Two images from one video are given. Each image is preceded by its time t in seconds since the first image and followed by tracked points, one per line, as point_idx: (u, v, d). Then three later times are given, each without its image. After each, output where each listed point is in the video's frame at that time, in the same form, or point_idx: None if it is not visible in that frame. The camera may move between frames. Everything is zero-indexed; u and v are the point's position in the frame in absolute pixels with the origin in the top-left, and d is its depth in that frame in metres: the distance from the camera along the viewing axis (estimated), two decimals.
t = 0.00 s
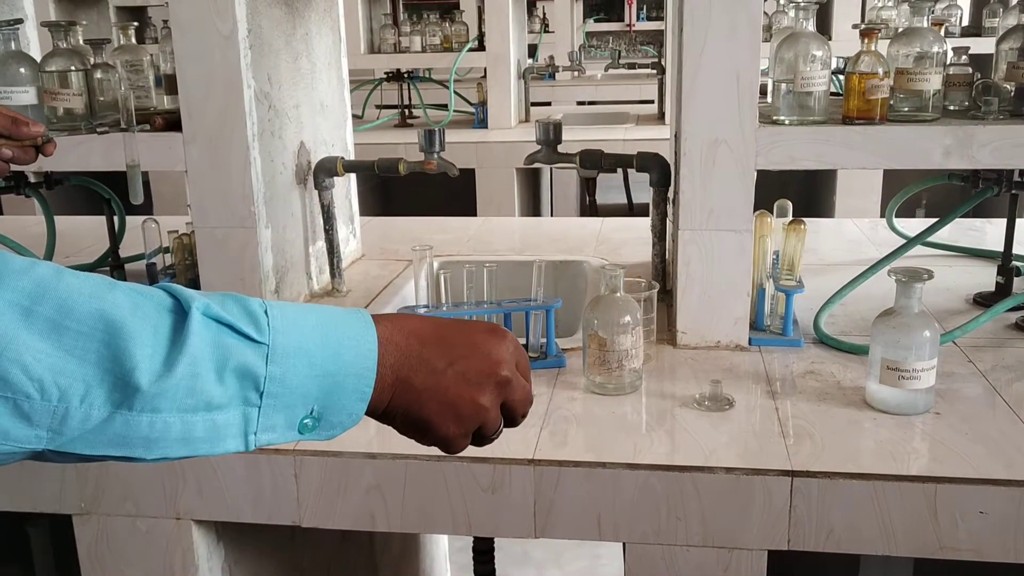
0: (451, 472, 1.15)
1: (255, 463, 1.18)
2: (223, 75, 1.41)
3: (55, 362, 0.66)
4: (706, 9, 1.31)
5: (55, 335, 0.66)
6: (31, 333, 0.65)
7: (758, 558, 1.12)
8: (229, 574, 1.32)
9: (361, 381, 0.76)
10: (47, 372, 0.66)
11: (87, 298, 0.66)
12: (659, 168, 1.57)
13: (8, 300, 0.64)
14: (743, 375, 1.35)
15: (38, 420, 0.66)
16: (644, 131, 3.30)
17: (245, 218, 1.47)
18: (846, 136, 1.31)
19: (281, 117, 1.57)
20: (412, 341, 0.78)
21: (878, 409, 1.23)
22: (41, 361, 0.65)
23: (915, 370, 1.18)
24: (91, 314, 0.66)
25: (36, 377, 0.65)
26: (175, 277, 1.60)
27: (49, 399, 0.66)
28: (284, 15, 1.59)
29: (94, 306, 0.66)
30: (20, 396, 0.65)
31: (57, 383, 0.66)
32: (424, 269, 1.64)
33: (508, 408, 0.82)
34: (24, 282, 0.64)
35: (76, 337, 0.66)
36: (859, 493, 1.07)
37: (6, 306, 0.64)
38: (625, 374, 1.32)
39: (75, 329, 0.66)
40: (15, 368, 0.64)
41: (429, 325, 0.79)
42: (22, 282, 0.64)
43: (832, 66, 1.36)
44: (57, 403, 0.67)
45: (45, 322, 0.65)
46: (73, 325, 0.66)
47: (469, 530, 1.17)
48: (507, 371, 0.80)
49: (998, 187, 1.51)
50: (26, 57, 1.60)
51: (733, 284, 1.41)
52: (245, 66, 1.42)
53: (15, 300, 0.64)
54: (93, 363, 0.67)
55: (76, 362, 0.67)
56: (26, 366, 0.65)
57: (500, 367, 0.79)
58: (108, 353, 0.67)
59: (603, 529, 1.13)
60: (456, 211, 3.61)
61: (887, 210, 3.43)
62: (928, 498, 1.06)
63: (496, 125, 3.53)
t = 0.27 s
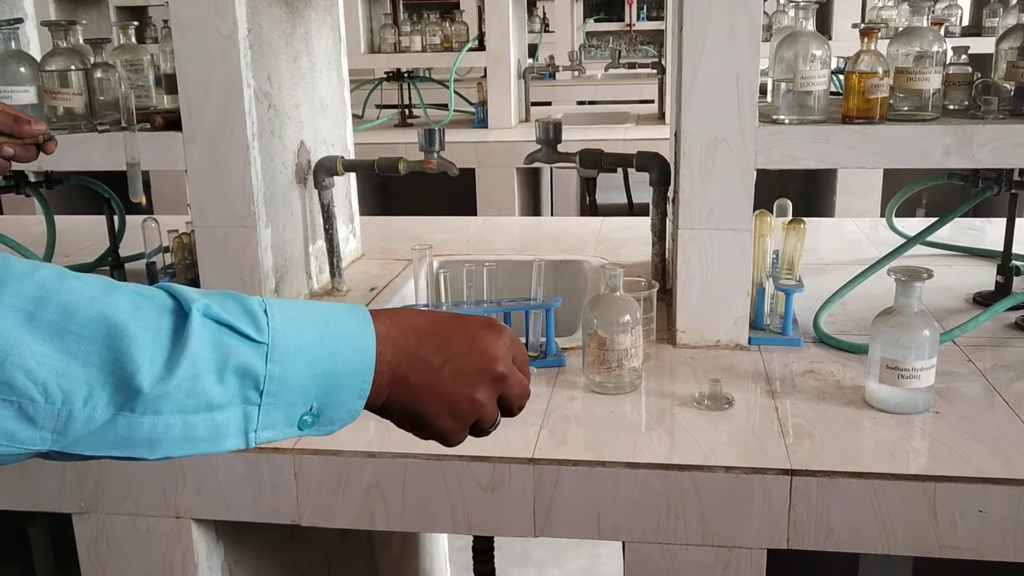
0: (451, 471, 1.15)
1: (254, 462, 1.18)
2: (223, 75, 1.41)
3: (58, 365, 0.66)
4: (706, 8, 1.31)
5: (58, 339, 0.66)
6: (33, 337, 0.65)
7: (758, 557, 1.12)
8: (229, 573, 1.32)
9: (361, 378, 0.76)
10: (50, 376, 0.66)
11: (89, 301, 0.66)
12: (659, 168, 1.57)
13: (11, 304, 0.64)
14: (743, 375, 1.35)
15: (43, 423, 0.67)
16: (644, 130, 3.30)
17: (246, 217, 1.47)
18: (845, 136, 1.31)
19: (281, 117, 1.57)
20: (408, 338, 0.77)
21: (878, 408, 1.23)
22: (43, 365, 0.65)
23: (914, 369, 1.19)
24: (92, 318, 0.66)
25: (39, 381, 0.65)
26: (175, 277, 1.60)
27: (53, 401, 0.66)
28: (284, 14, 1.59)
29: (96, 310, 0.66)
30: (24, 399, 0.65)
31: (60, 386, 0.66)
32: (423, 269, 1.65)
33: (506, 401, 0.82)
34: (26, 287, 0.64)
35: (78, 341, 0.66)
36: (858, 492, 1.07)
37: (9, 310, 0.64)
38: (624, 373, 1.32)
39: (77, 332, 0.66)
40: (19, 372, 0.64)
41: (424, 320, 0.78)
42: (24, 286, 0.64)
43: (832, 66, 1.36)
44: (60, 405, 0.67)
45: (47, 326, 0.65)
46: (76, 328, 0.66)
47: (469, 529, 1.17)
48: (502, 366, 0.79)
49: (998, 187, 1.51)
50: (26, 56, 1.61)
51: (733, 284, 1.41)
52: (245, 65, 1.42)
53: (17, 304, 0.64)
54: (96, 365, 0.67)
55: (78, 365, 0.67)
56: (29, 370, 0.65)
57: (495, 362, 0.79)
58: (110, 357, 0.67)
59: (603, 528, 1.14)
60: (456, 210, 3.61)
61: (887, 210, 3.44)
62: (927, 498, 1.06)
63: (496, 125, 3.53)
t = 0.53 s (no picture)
0: (451, 470, 1.15)
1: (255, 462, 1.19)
2: (223, 74, 1.41)
3: (43, 401, 0.67)
4: (707, 8, 1.31)
5: (44, 376, 0.67)
6: (20, 373, 0.67)
7: (758, 556, 1.12)
8: (230, 573, 1.32)
9: (343, 415, 0.77)
10: (35, 412, 0.67)
11: (76, 339, 0.67)
12: (659, 167, 1.57)
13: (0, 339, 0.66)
14: (743, 374, 1.35)
15: (27, 455, 0.68)
16: (644, 130, 3.30)
17: (246, 217, 1.47)
18: (845, 135, 1.31)
19: (281, 116, 1.58)
20: (395, 379, 0.78)
21: (878, 407, 1.23)
22: (29, 400, 0.67)
23: (914, 368, 1.19)
24: (79, 356, 0.67)
25: (25, 416, 0.67)
26: (176, 277, 1.60)
27: (38, 435, 0.68)
28: (284, 14, 1.59)
29: (82, 348, 0.67)
30: (8, 433, 0.67)
31: (44, 420, 0.68)
32: (423, 268, 1.65)
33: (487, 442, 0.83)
34: (16, 323, 0.66)
35: (64, 378, 0.67)
36: (858, 491, 1.07)
37: None
38: (625, 373, 1.32)
39: (63, 369, 0.67)
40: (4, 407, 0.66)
41: (413, 360, 0.79)
42: (14, 323, 0.66)
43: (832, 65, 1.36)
44: (45, 439, 0.68)
45: (36, 363, 0.67)
46: (62, 365, 0.67)
47: (470, 528, 1.17)
48: (484, 414, 0.81)
49: (998, 186, 1.51)
50: (26, 56, 1.61)
51: (733, 283, 1.41)
52: (245, 65, 1.42)
53: (7, 341, 0.66)
54: (81, 402, 0.68)
55: (64, 401, 0.68)
56: (15, 406, 0.66)
57: (478, 410, 0.80)
58: (95, 394, 0.68)
59: (603, 527, 1.14)
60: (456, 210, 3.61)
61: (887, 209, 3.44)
62: (927, 496, 1.06)
63: (496, 125, 3.53)
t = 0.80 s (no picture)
0: (453, 469, 1.15)
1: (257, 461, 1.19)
2: (225, 74, 1.41)
3: (44, 399, 0.68)
4: (708, 8, 1.31)
5: (45, 374, 0.67)
6: (20, 371, 0.67)
7: (759, 555, 1.12)
8: (231, 572, 1.32)
9: (341, 409, 0.77)
10: (36, 410, 0.67)
11: (75, 338, 0.68)
12: (660, 167, 1.57)
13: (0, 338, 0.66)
14: (744, 374, 1.35)
15: (28, 452, 0.68)
16: (645, 130, 3.30)
17: (248, 217, 1.47)
18: (846, 135, 1.31)
19: (283, 116, 1.58)
20: (392, 374, 0.78)
21: (879, 407, 1.23)
22: (29, 398, 0.67)
23: (915, 367, 1.19)
24: (78, 355, 0.68)
25: (26, 414, 0.67)
26: (178, 277, 1.60)
27: (39, 433, 0.68)
28: (286, 14, 1.60)
29: (82, 347, 0.68)
30: (10, 431, 0.67)
31: (44, 418, 0.68)
32: (426, 267, 1.69)
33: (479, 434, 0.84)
34: (16, 323, 0.66)
35: (64, 376, 0.68)
36: (859, 491, 1.07)
37: None
38: (626, 372, 1.32)
39: (63, 368, 0.67)
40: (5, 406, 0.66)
41: (410, 355, 0.80)
42: (14, 323, 0.66)
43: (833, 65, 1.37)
44: (46, 437, 0.68)
45: (35, 361, 0.67)
46: (62, 363, 0.67)
47: (471, 527, 1.17)
48: (479, 409, 0.82)
49: (998, 186, 1.52)
50: (29, 56, 1.61)
51: (734, 283, 1.41)
52: (247, 65, 1.42)
53: (7, 340, 0.66)
54: (81, 399, 0.69)
55: (64, 399, 0.68)
56: (16, 404, 0.67)
57: (473, 405, 0.81)
58: (94, 392, 0.68)
59: (605, 526, 1.14)
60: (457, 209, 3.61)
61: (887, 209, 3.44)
62: (928, 496, 1.06)
63: (497, 125, 3.53)
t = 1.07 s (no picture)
0: (454, 469, 1.15)
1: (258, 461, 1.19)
2: (227, 74, 1.41)
3: (37, 398, 0.68)
4: (709, 9, 1.31)
5: (38, 373, 0.67)
6: (14, 370, 0.67)
7: (759, 555, 1.12)
8: (232, 571, 1.32)
9: (335, 407, 0.77)
10: (29, 408, 0.68)
11: (68, 337, 0.68)
12: (661, 167, 1.57)
13: None
14: (745, 374, 1.36)
15: (22, 449, 0.69)
16: (646, 130, 3.30)
17: (248, 217, 1.47)
18: (847, 135, 1.31)
19: (284, 116, 1.58)
20: (386, 372, 0.79)
21: (879, 407, 1.23)
22: (22, 397, 0.67)
23: (915, 367, 1.19)
24: (71, 354, 0.68)
25: (18, 413, 0.67)
26: (179, 276, 1.60)
27: (32, 431, 0.68)
28: (287, 14, 1.60)
29: (74, 345, 0.68)
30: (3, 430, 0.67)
31: (38, 417, 0.68)
32: (427, 267, 1.69)
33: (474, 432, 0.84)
34: (9, 322, 0.66)
35: (56, 375, 0.68)
36: (860, 491, 1.07)
37: None
38: (626, 372, 1.32)
39: (56, 367, 0.68)
40: None
41: (403, 354, 0.80)
42: (6, 321, 0.66)
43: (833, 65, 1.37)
44: (39, 435, 0.69)
45: (28, 360, 0.67)
46: (54, 362, 0.68)
47: (472, 527, 1.17)
48: (473, 408, 0.81)
49: (999, 186, 1.52)
50: (31, 56, 1.61)
51: (735, 283, 1.41)
52: (248, 65, 1.42)
53: None
54: (74, 398, 0.69)
55: (57, 398, 0.68)
56: (9, 403, 0.67)
57: (467, 404, 0.81)
58: (88, 391, 0.69)
59: (605, 526, 1.14)
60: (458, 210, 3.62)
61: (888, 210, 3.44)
62: (928, 496, 1.06)
63: (498, 125, 3.53)
